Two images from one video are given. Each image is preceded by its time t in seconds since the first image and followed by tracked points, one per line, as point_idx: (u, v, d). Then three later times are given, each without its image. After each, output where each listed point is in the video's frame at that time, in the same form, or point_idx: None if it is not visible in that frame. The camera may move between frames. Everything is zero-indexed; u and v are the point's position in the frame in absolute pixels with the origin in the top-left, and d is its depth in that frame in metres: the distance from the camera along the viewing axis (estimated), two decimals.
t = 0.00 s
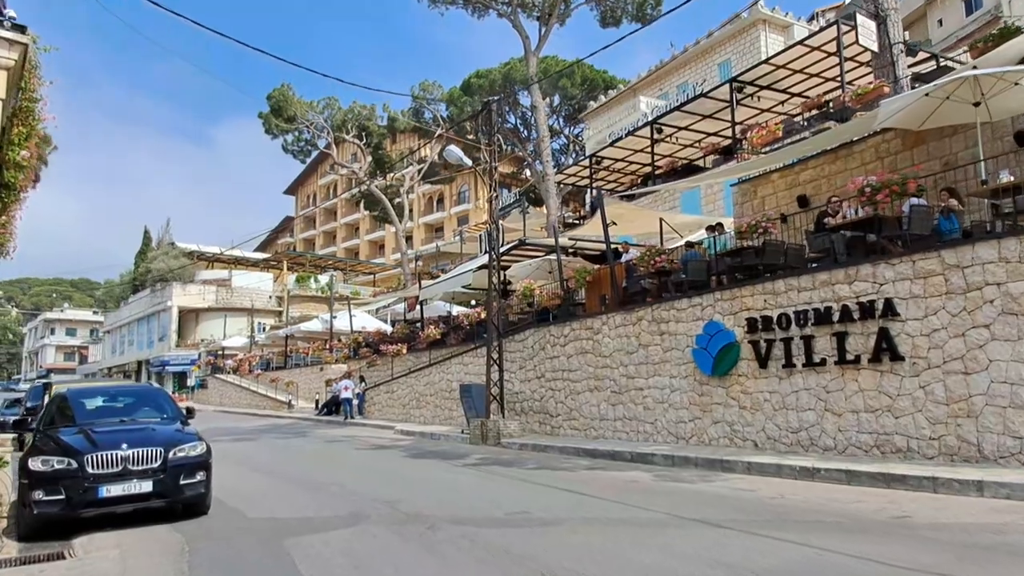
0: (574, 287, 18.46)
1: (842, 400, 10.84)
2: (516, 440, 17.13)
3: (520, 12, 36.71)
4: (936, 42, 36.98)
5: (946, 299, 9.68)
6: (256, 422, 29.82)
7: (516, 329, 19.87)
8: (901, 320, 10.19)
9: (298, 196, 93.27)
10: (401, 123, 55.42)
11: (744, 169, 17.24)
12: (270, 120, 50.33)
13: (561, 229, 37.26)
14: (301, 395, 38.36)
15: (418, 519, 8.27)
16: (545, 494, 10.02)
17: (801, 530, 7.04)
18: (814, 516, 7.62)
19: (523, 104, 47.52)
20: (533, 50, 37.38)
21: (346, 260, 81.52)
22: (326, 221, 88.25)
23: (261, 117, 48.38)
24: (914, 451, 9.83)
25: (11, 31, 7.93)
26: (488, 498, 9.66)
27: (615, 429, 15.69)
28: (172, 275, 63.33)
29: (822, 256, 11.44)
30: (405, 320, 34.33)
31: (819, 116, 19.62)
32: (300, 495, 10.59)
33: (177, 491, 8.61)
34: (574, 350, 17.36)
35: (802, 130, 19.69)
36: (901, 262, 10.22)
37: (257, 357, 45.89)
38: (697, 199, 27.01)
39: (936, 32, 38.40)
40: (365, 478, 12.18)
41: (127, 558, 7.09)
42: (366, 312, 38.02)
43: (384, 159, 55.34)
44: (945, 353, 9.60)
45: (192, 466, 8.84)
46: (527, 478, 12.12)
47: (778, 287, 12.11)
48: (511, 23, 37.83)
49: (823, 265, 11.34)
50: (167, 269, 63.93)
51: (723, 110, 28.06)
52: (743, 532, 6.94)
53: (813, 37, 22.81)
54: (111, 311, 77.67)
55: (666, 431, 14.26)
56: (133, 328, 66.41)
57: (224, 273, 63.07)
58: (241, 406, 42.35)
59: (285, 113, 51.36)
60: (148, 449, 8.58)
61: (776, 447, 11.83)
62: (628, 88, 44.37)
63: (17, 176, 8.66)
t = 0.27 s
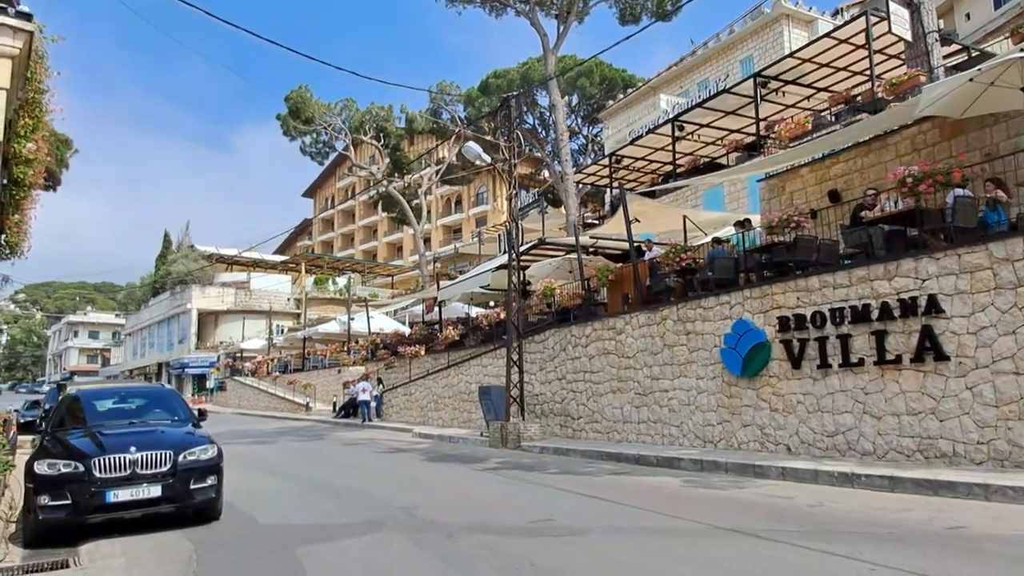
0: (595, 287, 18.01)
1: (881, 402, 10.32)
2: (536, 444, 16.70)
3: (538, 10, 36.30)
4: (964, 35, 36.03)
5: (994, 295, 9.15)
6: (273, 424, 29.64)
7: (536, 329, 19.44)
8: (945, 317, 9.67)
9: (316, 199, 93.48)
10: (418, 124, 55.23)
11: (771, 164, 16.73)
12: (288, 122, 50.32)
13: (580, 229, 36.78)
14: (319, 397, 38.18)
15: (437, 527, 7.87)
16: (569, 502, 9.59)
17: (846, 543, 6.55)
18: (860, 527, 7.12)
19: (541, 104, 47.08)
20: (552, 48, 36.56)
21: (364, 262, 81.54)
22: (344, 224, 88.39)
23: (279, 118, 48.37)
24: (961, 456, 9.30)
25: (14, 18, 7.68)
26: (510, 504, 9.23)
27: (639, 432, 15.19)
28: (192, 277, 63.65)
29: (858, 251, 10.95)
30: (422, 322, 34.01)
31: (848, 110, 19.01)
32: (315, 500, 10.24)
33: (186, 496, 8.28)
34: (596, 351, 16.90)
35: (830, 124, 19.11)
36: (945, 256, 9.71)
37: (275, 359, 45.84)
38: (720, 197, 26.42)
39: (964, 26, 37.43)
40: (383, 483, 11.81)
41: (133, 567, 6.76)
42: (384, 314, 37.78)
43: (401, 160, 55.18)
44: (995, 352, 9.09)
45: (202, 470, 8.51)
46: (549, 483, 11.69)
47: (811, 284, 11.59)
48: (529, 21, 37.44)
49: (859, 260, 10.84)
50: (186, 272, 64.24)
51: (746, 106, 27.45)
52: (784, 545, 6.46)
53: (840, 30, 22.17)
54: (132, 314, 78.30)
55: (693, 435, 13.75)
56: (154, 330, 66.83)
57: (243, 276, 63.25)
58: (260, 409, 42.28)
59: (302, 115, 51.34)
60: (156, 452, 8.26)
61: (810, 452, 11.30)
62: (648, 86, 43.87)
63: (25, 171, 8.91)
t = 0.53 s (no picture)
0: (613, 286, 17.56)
1: (919, 404, 9.82)
2: (554, 446, 16.27)
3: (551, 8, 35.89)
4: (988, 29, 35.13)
5: None
6: (287, 427, 29.41)
7: (553, 329, 19.02)
8: (988, 313, 9.15)
9: (330, 202, 93.46)
10: (432, 125, 54.94)
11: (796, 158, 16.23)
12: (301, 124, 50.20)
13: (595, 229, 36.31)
14: (333, 400, 37.93)
15: (453, 535, 7.48)
16: (591, 508, 9.17)
17: (892, 555, 6.10)
18: (908, 540, 6.64)
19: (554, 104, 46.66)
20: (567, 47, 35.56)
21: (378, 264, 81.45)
22: (357, 227, 88.41)
23: (292, 120, 48.23)
24: (1006, 459, 8.79)
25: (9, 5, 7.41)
26: (529, 512, 8.81)
27: (660, 435, 14.71)
28: (207, 280, 63.74)
29: (892, 245, 10.47)
30: (436, 323, 33.68)
31: (874, 103, 18.44)
32: (327, 506, 9.89)
33: (192, 503, 7.94)
34: (615, 351, 16.45)
35: (854, 117, 18.56)
36: (986, 249, 9.21)
37: (289, 361, 45.70)
38: (740, 195, 25.85)
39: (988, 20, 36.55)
40: (396, 487, 11.42)
41: None
42: (397, 316, 37.49)
43: (414, 161, 54.96)
44: None
45: (208, 476, 8.15)
46: (569, 488, 11.27)
47: (841, 279, 11.09)
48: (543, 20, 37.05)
49: (894, 255, 10.34)
50: (200, 275, 64.36)
51: (765, 103, 26.89)
52: (831, 560, 5.97)
53: (863, 22, 21.58)
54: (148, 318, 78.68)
55: (717, 437, 13.26)
56: (169, 333, 67.04)
57: (257, 279, 63.26)
58: (273, 411, 42.11)
59: (315, 117, 51.23)
60: (160, 456, 7.91)
61: (843, 455, 10.80)
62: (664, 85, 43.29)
63: (26, 166, 9.49)
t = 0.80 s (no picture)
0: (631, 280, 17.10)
1: (960, 403, 9.31)
2: (571, 445, 15.86)
3: None
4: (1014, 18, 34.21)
5: None
6: (299, 424, 29.19)
7: (569, 325, 18.58)
8: None
9: (343, 198, 93.32)
10: (445, 120, 54.52)
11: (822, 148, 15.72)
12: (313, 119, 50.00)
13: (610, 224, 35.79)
14: (346, 397, 37.72)
15: (469, 540, 7.07)
16: (613, 511, 8.74)
17: (944, 567, 5.63)
18: (958, 549, 6.16)
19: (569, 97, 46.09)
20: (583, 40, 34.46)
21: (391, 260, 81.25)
22: (371, 223, 88.29)
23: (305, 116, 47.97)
24: None
25: None
26: (548, 515, 8.39)
27: (681, 434, 14.25)
28: (220, 277, 63.78)
29: (929, 235, 9.99)
30: (450, 319, 33.34)
31: (901, 90, 17.80)
32: (338, 507, 9.52)
33: (196, 504, 7.58)
34: (634, 348, 15.99)
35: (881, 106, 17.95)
36: None
37: (302, 358, 45.56)
38: (760, 187, 25.24)
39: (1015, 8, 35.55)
40: (409, 487, 11.03)
41: None
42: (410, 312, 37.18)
43: (427, 157, 54.62)
44: None
45: (213, 476, 7.78)
46: (588, 489, 10.84)
47: (875, 271, 10.60)
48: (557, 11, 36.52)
49: (932, 245, 9.84)
50: (214, 272, 64.42)
51: (785, 94, 26.25)
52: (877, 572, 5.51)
53: (889, 9, 20.91)
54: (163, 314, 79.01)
55: (742, 437, 12.79)
56: (183, 329, 67.22)
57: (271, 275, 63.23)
58: (287, 408, 41.98)
59: (328, 112, 51.01)
60: (163, 455, 7.56)
61: (877, 456, 10.31)
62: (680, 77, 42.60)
63: (27, 155, 9.68)
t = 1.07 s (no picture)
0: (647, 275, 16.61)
1: (1002, 397, 8.82)
2: (587, 444, 15.43)
3: None
4: None
5: None
6: (311, 425, 28.93)
7: (584, 321, 18.13)
8: None
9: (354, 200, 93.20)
10: (455, 119, 54.16)
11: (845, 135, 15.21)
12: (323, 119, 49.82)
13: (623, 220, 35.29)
14: (358, 398, 37.43)
15: (485, 546, 6.67)
16: (635, 516, 8.32)
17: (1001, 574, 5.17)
18: (1013, 553, 5.69)
19: (579, 93, 45.61)
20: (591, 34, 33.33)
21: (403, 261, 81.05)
22: (382, 224, 88.13)
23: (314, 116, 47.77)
24: None
25: None
26: (567, 519, 7.98)
27: (702, 432, 13.78)
28: (232, 279, 63.79)
29: (964, 220, 9.53)
30: (462, 319, 32.97)
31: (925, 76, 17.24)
32: (348, 511, 9.13)
33: (198, 509, 7.21)
34: (651, 344, 15.53)
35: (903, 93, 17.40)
36: None
37: (314, 359, 45.36)
38: (776, 180, 24.67)
39: None
40: (422, 490, 10.65)
41: None
42: (421, 311, 36.84)
43: (437, 156, 54.31)
44: None
45: (214, 480, 7.40)
46: (608, 490, 10.41)
47: (907, 261, 10.12)
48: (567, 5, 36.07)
49: (967, 231, 9.38)
50: (226, 274, 64.42)
51: (802, 84, 25.68)
52: None
53: None
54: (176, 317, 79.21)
55: (766, 434, 12.30)
56: (196, 332, 67.29)
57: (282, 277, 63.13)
58: (299, 409, 41.77)
59: (338, 112, 50.82)
60: (161, 458, 7.18)
61: (911, 453, 9.85)
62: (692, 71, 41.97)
63: (22, 149, 9.66)
